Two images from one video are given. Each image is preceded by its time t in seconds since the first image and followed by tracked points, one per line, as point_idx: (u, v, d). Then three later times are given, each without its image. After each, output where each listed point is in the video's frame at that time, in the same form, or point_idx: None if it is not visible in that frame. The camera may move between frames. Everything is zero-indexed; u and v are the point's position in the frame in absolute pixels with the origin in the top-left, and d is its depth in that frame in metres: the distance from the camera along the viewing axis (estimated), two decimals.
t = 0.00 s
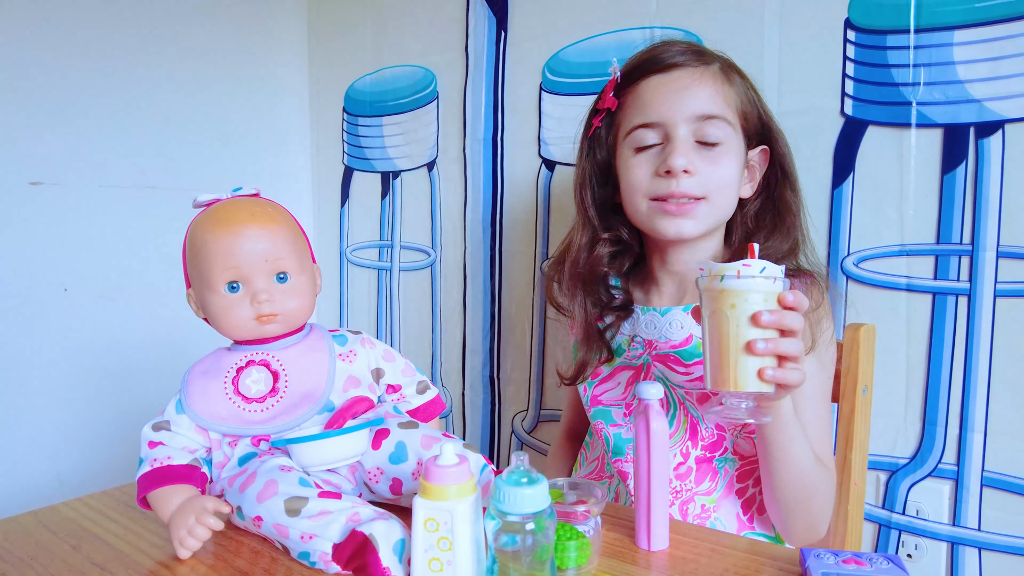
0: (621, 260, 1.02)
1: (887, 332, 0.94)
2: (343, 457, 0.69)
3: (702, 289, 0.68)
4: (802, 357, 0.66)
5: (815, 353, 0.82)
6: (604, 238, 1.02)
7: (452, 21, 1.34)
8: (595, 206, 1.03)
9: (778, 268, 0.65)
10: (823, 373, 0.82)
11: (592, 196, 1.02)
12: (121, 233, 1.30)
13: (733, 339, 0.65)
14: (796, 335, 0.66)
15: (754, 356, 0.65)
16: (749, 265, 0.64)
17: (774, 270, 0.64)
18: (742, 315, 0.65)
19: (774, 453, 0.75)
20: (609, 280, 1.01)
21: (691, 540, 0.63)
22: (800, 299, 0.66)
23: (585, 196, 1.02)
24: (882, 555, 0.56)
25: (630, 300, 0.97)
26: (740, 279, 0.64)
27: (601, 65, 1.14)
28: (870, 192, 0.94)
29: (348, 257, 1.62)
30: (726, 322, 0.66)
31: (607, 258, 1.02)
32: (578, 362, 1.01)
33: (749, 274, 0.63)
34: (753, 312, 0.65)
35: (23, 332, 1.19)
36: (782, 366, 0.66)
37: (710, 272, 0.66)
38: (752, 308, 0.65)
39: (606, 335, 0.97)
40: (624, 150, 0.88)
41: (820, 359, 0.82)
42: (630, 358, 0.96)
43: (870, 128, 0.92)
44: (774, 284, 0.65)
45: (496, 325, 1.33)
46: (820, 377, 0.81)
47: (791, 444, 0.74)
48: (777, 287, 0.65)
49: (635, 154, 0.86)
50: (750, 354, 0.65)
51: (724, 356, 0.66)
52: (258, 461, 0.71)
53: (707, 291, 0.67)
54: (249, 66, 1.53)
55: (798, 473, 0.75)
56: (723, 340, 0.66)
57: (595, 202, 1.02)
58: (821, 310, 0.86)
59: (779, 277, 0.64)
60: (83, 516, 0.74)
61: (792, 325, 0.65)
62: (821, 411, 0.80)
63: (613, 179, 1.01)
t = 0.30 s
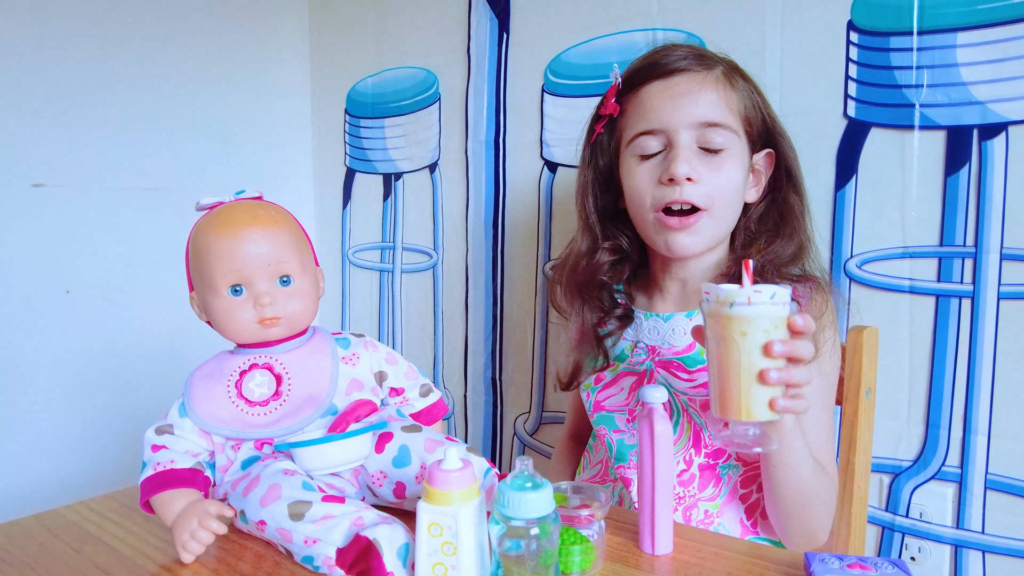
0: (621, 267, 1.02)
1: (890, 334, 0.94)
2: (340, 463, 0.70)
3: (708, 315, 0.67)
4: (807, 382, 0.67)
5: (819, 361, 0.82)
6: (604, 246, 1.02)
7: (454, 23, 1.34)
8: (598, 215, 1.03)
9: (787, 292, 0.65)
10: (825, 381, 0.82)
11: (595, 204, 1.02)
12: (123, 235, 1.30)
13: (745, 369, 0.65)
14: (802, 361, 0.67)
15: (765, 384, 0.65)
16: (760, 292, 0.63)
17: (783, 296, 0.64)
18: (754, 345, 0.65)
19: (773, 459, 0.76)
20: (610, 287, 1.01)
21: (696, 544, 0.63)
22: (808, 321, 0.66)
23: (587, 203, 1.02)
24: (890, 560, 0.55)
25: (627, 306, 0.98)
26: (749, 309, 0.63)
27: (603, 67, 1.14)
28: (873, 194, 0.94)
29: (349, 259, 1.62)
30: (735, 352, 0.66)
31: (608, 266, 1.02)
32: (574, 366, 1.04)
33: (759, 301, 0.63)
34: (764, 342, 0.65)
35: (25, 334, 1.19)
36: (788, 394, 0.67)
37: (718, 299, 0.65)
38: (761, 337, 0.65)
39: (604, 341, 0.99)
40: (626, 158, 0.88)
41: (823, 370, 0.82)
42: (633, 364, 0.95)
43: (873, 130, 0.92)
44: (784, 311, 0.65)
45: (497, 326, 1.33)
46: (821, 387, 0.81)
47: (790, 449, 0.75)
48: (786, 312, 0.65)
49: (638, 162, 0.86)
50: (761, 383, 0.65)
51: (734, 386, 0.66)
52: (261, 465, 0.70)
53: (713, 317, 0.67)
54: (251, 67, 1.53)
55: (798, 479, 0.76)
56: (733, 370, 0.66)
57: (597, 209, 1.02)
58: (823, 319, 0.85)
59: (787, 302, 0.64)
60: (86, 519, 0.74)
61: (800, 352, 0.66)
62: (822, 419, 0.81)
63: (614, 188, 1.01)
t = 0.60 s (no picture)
0: (631, 273, 1.01)
1: (894, 342, 0.94)
2: (341, 474, 0.71)
3: (713, 312, 0.68)
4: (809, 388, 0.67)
5: (821, 368, 0.81)
6: (613, 252, 1.01)
7: (455, 26, 1.34)
8: (605, 221, 1.02)
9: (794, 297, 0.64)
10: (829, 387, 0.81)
11: (602, 211, 1.01)
12: (124, 239, 1.30)
13: (745, 366, 0.66)
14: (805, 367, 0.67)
15: (765, 387, 0.66)
16: (767, 294, 0.63)
17: (791, 299, 0.64)
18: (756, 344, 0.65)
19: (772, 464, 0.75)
20: (619, 293, 1.00)
21: (701, 557, 0.62)
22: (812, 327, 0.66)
23: (593, 210, 1.01)
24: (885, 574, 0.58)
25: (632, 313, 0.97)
26: (756, 309, 0.64)
27: (605, 72, 1.14)
28: (876, 200, 0.93)
29: (351, 262, 1.62)
30: (738, 350, 0.66)
31: (616, 272, 1.01)
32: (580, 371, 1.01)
33: (766, 303, 0.63)
34: (767, 343, 0.65)
35: (25, 339, 1.19)
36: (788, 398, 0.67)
37: (725, 298, 0.65)
38: (765, 338, 0.65)
39: (610, 346, 0.97)
40: (634, 169, 0.88)
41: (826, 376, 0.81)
42: (637, 370, 0.95)
43: (876, 136, 0.92)
44: (791, 314, 0.65)
45: (499, 331, 1.33)
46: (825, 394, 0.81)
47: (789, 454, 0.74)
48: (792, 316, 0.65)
49: (647, 173, 0.86)
50: (761, 385, 0.66)
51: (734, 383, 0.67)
52: (262, 477, 0.70)
53: (718, 316, 0.67)
54: (253, 71, 1.52)
55: (797, 486, 0.75)
56: (734, 367, 0.67)
57: (604, 216, 1.02)
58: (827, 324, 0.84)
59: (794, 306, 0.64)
60: (87, 531, 0.74)
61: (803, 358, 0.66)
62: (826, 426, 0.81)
63: (621, 195, 1.01)
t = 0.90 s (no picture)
0: (632, 270, 1.01)
1: (899, 342, 0.93)
2: (344, 475, 0.69)
3: (704, 309, 0.67)
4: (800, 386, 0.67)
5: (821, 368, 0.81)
6: (615, 248, 1.00)
7: (456, 24, 1.33)
8: (607, 218, 1.01)
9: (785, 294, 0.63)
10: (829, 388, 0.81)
11: (604, 207, 1.01)
12: (124, 239, 1.29)
13: (734, 363, 0.65)
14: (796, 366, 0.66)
15: (755, 383, 0.65)
16: (758, 291, 0.62)
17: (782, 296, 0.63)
18: (747, 342, 0.64)
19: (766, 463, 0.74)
20: (620, 290, 1.00)
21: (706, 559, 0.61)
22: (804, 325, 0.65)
23: (596, 207, 1.00)
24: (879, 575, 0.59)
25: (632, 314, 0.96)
26: (744, 306, 0.63)
27: (607, 70, 1.13)
28: (881, 198, 0.92)
29: (351, 262, 1.61)
30: (727, 348, 0.65)
31: (618, 269, 1.00)
32: (580, 367, 1.01)
33: (755, 300, 0.62)
34: (757, 340, 0.64)
35: (24, 339, 1.18)
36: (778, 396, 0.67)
37: (714, 296, 0.65)
38: (755, 336, 0.64)
39: (611, 345, 0.97)
40: (636, 165, 0.87)
41: (825, 377, 0.81)
42: (637, 370, 0.94)
43: (881, 134, 0.91)
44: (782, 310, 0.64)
45: (500, 331, 1.32)
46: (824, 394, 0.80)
47: (784, 454, 0.73)
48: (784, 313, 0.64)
49: (649, 171, 0.85)
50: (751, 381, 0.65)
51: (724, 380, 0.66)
52: (260, 477, 0.69)
53: (708, 312, 0.66)
54: (253, 69, 1.52)
55: (794, 488, 0.75)
56: (724, 364, 0.66)
57: (606, 213, 1.01)
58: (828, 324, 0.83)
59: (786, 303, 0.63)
60: (82, 531, 0.73)
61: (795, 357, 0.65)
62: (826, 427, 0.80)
63: (624, 192, 1.00)
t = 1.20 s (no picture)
0: (632, 268, 1.01)
1: (901, 343, 0.92)
2: (343, 477, 0.69)
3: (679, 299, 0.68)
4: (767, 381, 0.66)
5: (817, 367, 0.82)
6: (613, 247, 1.00)
7: (456, 24, 1.33)
8: (607, 217, 1.01)
9: (754, 289, 0.63)
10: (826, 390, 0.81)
11: (604, 205, 1.00)
12: (123, 240, 1.29)
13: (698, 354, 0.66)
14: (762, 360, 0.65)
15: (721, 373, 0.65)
16: (722, 285, 0.63)
17: (750, 290, 0.63)
18: (710, 333, 0.65)
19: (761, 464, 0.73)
20: (620, 290, 0.99)
21: (711, 563, 0.61)
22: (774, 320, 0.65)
23: (595, 205, 1.00)
24: None
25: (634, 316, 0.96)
26: (711, 298, 0.63)
27: (608, 70, 1.12)
28: (883, 198, 0.92)
29: (350, 263, 1.61)
30: (696, 338, 0.66)
31: (616, 267, 1.00)
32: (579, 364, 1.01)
33: (722, 293, 0.63)
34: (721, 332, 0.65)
35: (23, 340, 1.18)
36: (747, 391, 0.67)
37: (685, 286, 0.65)
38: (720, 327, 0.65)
39: (609, 343, 0.97)
40: (634, 166, 0.87)
41: (823, 377, 0.81)
42: (636, 371, 0.94)
43: (883, 134, 0.90)
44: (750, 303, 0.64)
45: (500, 331, 1.32)
46: (822, 395, 0.81)
47: (777, 453, 0.73)
48: (752, 308, 0.64)
49: (647, 172, 0.84)
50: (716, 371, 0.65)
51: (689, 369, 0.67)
52: (258, 480, 0.69)
53: (682, 304, 0.67)
54: (252, 69, 1.51)
55: (782, 484, 0.74)
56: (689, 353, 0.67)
57: (606, 212, 1.01)
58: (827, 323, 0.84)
59: (753, 297, 0.63)
60: (79, 534, 0.73)
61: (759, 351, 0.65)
62: (824, 428, 0.80)
63: (623, 192, 0.99)
